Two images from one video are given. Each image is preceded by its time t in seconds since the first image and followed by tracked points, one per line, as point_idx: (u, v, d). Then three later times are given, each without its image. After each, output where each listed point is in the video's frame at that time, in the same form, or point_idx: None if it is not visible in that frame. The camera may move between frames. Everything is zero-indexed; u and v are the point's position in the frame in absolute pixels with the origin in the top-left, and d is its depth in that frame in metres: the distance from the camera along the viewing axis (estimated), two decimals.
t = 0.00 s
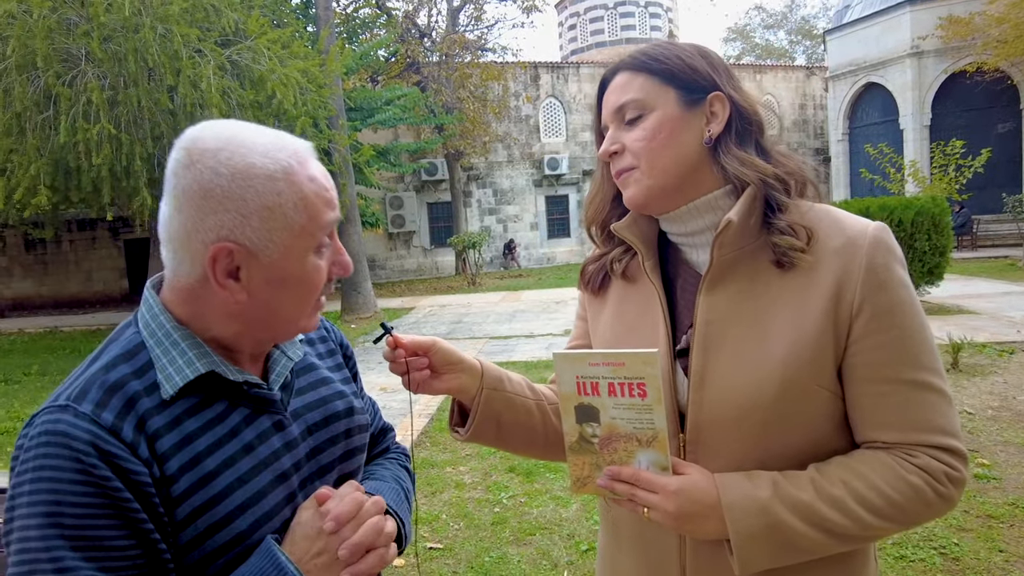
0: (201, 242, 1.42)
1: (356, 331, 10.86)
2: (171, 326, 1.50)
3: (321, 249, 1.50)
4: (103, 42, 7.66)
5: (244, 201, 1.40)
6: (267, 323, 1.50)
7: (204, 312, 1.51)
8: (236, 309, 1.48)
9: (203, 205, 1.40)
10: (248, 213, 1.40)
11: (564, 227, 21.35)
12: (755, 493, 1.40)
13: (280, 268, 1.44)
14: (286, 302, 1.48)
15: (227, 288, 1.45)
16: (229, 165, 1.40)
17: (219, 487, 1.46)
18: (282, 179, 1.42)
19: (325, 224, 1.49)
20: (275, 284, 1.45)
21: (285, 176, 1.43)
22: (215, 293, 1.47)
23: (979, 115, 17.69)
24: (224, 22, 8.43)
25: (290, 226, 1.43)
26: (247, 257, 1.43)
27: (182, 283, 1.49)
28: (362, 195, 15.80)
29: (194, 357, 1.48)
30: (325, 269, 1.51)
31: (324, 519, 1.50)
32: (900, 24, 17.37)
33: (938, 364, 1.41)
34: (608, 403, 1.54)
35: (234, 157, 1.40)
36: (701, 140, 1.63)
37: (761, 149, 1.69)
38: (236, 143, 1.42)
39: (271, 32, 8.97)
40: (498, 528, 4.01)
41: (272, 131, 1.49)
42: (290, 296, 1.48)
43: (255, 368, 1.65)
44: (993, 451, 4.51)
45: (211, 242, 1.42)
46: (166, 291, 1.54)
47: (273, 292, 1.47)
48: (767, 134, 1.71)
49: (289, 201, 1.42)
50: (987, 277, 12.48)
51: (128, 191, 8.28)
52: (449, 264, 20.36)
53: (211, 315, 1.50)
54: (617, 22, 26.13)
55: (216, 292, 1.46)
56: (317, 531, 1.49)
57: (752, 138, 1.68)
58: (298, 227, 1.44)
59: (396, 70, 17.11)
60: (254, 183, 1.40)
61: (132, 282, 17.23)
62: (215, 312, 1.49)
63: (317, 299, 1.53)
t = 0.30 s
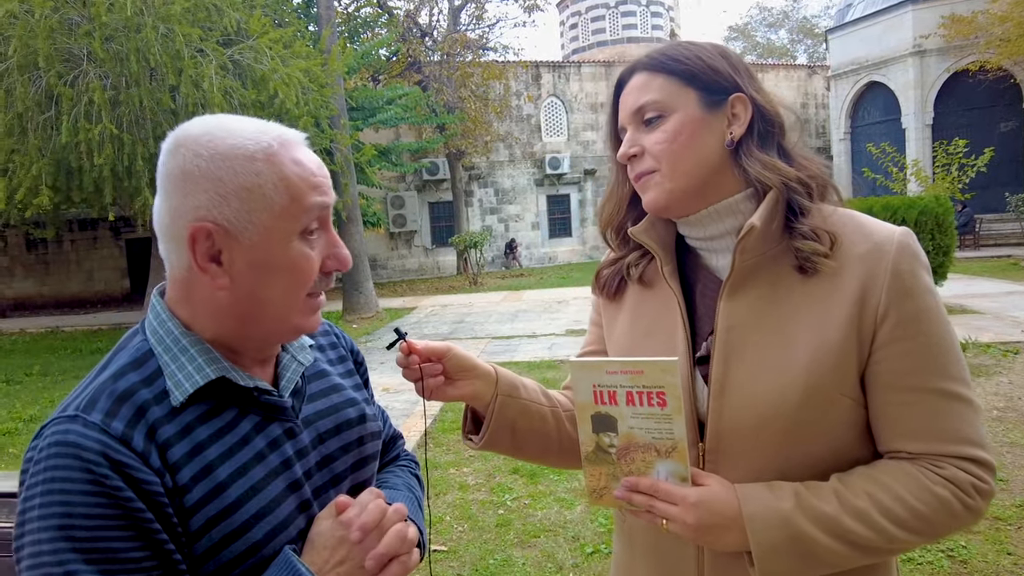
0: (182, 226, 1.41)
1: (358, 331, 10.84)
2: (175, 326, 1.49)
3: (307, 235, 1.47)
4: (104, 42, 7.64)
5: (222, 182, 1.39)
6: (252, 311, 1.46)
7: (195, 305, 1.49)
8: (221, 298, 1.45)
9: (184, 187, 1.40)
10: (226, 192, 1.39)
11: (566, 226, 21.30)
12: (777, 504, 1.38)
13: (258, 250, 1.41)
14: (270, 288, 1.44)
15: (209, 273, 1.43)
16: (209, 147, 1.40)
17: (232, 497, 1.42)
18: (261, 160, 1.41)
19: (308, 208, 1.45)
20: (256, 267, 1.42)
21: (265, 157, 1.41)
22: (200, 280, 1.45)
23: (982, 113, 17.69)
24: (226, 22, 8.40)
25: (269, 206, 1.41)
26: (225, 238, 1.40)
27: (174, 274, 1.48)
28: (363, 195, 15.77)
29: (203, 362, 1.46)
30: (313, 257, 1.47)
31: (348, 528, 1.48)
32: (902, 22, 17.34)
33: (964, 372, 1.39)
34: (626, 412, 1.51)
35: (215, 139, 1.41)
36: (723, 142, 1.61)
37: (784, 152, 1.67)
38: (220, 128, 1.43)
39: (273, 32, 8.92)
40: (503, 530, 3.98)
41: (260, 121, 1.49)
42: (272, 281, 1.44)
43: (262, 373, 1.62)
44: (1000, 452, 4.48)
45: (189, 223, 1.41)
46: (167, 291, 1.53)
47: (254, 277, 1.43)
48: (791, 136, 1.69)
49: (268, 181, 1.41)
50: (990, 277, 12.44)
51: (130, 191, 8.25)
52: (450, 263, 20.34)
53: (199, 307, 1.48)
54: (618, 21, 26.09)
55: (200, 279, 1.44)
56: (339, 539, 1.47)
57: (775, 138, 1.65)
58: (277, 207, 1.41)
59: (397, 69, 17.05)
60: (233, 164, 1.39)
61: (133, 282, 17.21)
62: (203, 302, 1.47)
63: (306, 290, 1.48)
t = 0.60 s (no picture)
0: (145, 220, 1.41)
1: (354, 331, 10.80)
2: (162, 327, 1.48)
3: (266, 229, 1.41)
4: (99, 42, 7.58)
5: (177, 174, 1.37)
6: (211, 306, 1.43)
7: (172, 301, 1.48)
8: (183, 291, 1.43)
9: (147, 182, 1.40)
10: (180, 184, 1.37)
11: (561, 226, 21.27)
12: (788, 510, 1.38)
13: (213, 244, 1.38)
14: (227, 283, 1.41)
15: (168, 265, 1.42)
16: (170, 139, 1.39)
17: (227, 501, 1.40)
18: (217, 150, 1.38)
19: (265, 200, 1.40)
20: (212, 261, 1.39)
21: (221, 148, 1.38)
22: (164, 273, 1.44)
23: (976, 114, 17.73)
24: (221, 22, 8.35)
25: (222, 198, 1.37)
26: (182, 231, 1.38)
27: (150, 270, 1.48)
28: (359, 195, 15.73)
29: (194, 366, 1.43)
30: (275, 252, 1.42)
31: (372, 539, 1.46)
32: (897, 23, 17.38)
33: (975, 379, 1.41)
34: (634, 417, 1.49)
35: (176, 134, 1.39)
36: (733, 142, 1.61)
37: (795, 154, 1.68)
38: (185, 122, 1.41)
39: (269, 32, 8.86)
40: (501, 532, 3.97)
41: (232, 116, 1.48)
42: (230, 276, 1.40)
43: (257, 374, 1.61)
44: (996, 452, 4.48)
45: (149, 218, 1.40)
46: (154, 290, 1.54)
47: (211, 271, 1.40)
48: (802, 137, 1.69)
49: (222, 171, 1.37)
50: (984, 277, 12.48)
51: (125, 192, 8.20)
52: (446, 263, 20.31)
53: (172, 301, 1.48)
54: (614, 22, 26.09)
55: (163, 271, 1.43)
56: (346, 553, 1.43)
57: (784, 139, 1.66)
58: (231, 198, 1.37)
59: (393, 69, 16.95)
60: (188, 154, 1.37)
61: (128, 283, 17.14)
62: (175, 299, 1.47)
63: (269, 287, 1.43)
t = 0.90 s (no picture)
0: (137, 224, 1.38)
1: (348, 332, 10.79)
2: (158, 325, 1.45)
3: (253, 233, 1.34)
4: (91, 41, 7.54)
5: (165, 177, 1.33)
6: (202, 309, 1.39)
7: (166, 304, 1.45)
8: (175, 294, 1.40)
9: (138, 184, 1.37)
10: (167, 188, 1.32)
11: (555, 227, 21.29)
12: (792, 511, 1.39)
13: (201, 248, 1.33)
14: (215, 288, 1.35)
15: (159, 269, 1.37)
16: (157, 146, 1.35)
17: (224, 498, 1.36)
18: (201, 153, 1.32)
19: (252, 202, 1.33)
20: (200, 265, 1.34)
21: (207, 150, 1.32)
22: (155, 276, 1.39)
23: (966, 115, 17.84)
24: (214, 21, 8.34)
25: (208, 201, 1.31)
26: (170, 234, 1.34)
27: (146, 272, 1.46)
28: (352, 196, 15.71)
29: (189, 364, 1.39)
30: (261, 257, 1.35)
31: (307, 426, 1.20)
32: (888, 24, 17.49)
33: (977, 377, 1.41)
34: (637, 418, 1.49)
35: (166, 136, 1.35)
36: (741, 139, 1.61)
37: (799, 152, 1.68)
38: (176, 124, 1.37)
39: (262, 31, 8.83)
40: (497, 533, 3.96)
41: (224, 116, 1.41)
42: (219, 280, 1.34)
43: (256, 375, 1.59)
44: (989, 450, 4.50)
45: (140, 221, 1.36)
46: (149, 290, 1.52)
47: (200, 274, 1.34)
48: (806, 139, 1.70)
49: (207, 174, 1.31)
50: (975, 277, 12.56)
51: (117, 192, 8.14)
52: (440, 264, 20.30)
53: (166, 303, 1.44)
54: (607, 23, 26.14)
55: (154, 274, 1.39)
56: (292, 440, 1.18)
57: (788, 140, 1.66)
58: (216, 202, 1.31)
59: (386, 69, 16.91)
60: (172, 159, 1.32)
61: (120, 283, 17.05)
62: (169, 302, 1.43)
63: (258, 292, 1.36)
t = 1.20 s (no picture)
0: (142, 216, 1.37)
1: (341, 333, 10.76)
2: (157, 317, 1.44)
3: (256, 229, 1.31)
4: (82, 41, 7.49)
5: (170, 170, 1.31)
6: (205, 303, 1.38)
7: (167, 298, 1.44)
8: (179, 290, 1.39)
9: (144, 176, 1.36)
10: (171, 181, 1.31)
11: (549, 227, 21.30)
12: (792, 511, 1.39)
13: (203, 243, 1.31)
14: (215, 281, 1.33)
15: (163, 264, 1.37)
16: (165, 139, 1.34)
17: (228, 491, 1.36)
18: (206, 147, 1.29)
19: (256, 199, 1.29)
20: (202, 260, 1.32)
21: (212, 144, 1.29)
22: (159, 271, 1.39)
23: (957, 115, 17.95)
24: (207, 21, 8.32)
25: (210, 196, 1.29)
26: (173, 227, 1.33)
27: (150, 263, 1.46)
28: (346, 196, 15.69)
29: (190, 360, 1.38)
30: (263, 254, 1.31)
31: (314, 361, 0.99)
32: (879, 25, 17.59)
33: (974, 375, 1.42)
34: (636, 418, 1.49)
35: (173, 129, 1.33)
36: (739, 137, 1.62)
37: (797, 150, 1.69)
38: (185, 118, 1.36)
39: (255, 31, 8.80)
40: (492, 534, 3.95)
41: (231, 112, 1.39)
42: (219, 275, 1.33)
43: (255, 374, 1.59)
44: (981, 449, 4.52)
45: (143, 212, 1.35)
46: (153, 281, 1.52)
47: (203, 271, 1.33)
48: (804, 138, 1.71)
49: (211, 169, 1.28)
50: (966, 277, 12.63)
51: (108, 192, 8.08)
52: (434, 264, 20.29)
53: (169, 300, 1.43)
54: (601, 23, 26.17)
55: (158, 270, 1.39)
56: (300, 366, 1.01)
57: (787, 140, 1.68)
58: (220, 195, 1.28)
59: (380, 69, 16.87)
60: (178, 153, 1.31)
61: (112, 284, 16.95)
62: (170, 295, 1.43)
63: (257, 289, 1.34)
